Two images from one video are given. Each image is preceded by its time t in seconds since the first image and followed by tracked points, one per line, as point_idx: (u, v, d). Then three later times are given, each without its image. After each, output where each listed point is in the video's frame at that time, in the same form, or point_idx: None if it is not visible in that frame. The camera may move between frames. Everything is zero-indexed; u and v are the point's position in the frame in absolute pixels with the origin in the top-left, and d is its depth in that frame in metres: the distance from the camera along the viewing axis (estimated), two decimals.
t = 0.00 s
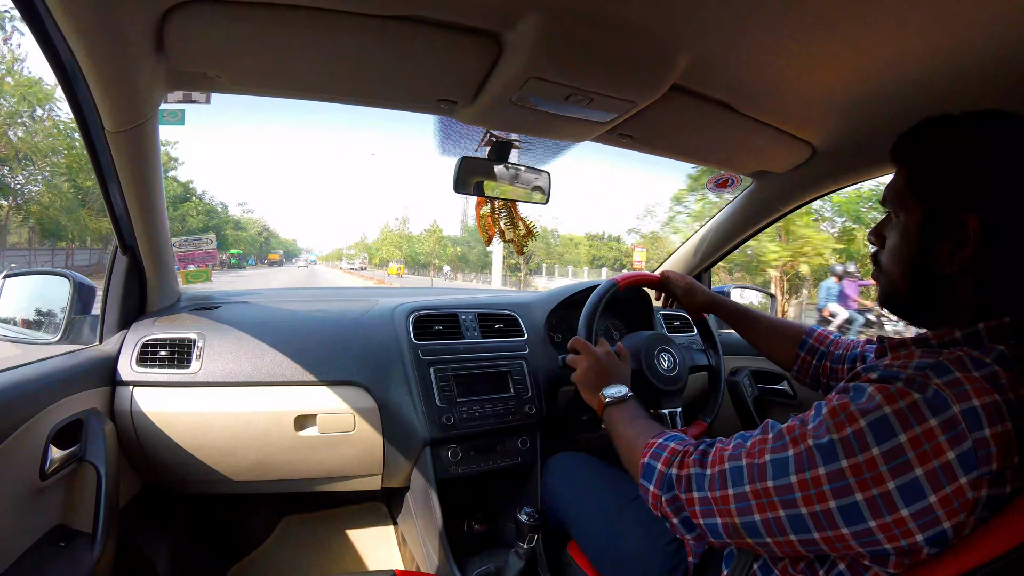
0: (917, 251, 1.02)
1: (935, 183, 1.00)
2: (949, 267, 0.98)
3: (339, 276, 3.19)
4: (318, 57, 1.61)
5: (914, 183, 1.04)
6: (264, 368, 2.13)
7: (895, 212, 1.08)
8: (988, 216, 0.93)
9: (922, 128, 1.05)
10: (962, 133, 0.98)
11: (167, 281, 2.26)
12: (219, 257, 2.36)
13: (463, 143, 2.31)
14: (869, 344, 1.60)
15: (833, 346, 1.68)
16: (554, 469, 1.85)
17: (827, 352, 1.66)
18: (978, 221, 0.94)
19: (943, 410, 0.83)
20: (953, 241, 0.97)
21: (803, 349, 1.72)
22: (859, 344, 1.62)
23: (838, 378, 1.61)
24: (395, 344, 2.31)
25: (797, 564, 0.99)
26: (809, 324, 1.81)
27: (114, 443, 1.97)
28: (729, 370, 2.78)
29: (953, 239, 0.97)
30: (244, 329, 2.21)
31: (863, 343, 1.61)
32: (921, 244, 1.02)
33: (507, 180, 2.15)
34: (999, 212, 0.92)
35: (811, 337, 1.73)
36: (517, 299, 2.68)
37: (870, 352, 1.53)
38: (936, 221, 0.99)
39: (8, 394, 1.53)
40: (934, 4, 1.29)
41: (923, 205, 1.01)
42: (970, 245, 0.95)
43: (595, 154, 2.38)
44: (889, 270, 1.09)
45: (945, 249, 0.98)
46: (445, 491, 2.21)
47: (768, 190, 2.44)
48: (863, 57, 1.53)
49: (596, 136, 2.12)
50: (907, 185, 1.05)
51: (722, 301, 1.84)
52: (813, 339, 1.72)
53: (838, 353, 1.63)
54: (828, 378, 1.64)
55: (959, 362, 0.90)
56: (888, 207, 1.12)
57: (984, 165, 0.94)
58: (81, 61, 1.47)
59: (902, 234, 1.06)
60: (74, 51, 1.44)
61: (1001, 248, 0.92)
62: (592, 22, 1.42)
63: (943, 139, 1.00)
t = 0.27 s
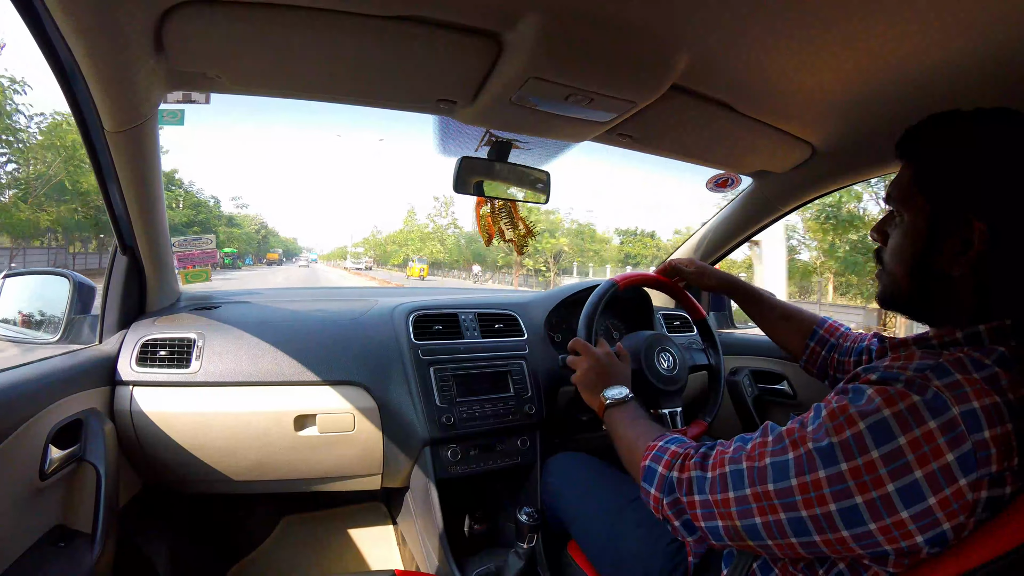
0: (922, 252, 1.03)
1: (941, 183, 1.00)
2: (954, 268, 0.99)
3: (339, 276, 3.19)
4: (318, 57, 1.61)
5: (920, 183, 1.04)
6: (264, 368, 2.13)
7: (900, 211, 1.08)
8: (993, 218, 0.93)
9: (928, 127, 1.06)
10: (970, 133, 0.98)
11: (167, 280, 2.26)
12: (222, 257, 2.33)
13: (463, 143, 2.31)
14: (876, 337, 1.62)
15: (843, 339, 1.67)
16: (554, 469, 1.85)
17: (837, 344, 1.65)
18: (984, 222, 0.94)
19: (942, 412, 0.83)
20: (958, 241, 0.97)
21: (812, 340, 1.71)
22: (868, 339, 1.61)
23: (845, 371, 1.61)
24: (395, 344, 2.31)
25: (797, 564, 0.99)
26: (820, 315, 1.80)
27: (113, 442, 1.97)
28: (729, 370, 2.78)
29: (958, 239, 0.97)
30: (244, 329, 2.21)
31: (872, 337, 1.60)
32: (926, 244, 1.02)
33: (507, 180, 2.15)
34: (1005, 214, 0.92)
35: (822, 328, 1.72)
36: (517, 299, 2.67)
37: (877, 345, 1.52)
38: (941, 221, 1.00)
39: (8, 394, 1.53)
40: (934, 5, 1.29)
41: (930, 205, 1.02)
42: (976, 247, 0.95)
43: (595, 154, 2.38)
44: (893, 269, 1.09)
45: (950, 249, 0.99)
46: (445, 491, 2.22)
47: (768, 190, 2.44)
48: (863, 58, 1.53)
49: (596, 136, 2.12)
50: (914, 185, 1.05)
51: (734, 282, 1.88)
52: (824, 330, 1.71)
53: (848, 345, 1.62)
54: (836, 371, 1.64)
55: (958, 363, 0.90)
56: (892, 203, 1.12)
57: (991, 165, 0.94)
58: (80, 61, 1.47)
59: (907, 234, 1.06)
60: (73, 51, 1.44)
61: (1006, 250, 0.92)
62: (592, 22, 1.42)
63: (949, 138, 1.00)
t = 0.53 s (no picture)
0: (916, 252, 1.02)
1: (930, 184, 1.00)
2: (949, 267, 0.98)
3: (339, 277, 3.19)
4: (317, 57, 1.60)
5: (909, 184, 1.04)
6: (263, 368, 2.13)
7: (892, 214, 1.08)
8: (986, 216, 0.93)
9: (913, 131, 1.06)
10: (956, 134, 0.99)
11: (167, 280, 2.26)
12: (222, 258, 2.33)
13: (463, 143, 2.31)
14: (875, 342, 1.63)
15: (842, 346, 1.68)
16: (554, 469, 1.85)
17: (836, 350, 1.66)
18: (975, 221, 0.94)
19: (943, 410, 0.83)
20: (950, 241, 0.97)
21: (812, 346, 1.71)
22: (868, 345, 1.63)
23: (843, 376, 1.61)
24: (395, 344, 2.31)
25: (797, 564, 0.99)
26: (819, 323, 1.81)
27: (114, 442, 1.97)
28: (729, 370, 2.78)
29: (951, 238, 0.97)
30: (244, 329, 2.21)
31: (870, 343, 1.61)
32: (918, 244, 1.02)
33: (507, 180, 2.15)
34: (998, 212, 0.93)
35: (821, 335, 1.73)
36: (517, 299, 2.67)
37: (875, 349, 1.52)
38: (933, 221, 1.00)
39: (8, 394, 1.53)
40: (933, 4, 1.29)
41: (922, 205, 1.01)
42: (969, 245, 0.95)
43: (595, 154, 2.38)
44: (886, 272, 1.09)
45: (945, 248, 0.98)
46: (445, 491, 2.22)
47: (768, 190, 2.44)
48: (863, 57, 1.53)
49: (596, 136, 2.12)
50: (902, 187, 1.06)
51: (745, 281, 1.86)
52: (823, 337, 1.72)
53: (848, 350, 1.63)
54: (833, 375, 1.64)
55: (958, 361, 0.90)
56: (882, 209, 1.12)
57: (981, 165, 0.95)
58: (80, 61, 1.47)
59: (899, 235, 1.05)
60: (73, 51, 1.44)
61: (1001, 248, 0.93)
62: (592, 22, 1.42)
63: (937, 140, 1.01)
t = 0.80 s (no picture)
0: (911, 252, 1.03)
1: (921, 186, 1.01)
2: (944, 266, 0.98)
3: (339, 276, 3.19)
4: (317, 57, 1.60)
5: (899, 188, 1.05)
6: (263, 368, 2.13)
7: (884, 217, 1.09)
8: (979, 214, 0.94)
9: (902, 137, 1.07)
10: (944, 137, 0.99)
11: (167, 281, 2.26)
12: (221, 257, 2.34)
13: (463, 143, 2.31)
14: (864, 354, 1.61)
15: (830, 358, 1.69)
16: (554, 469, 1.85)
17: (823, 365, 1.67)
18: (967, 220, 0.94)
19: (942, 409, 0.83)
20: (945, 241, 0.98)
21: (800, 362, 1.72)
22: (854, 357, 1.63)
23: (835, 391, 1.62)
24: (395, 344, 2.31)
25: (796, 564, 0.99)
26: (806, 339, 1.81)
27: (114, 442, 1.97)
28: (729, 370, 2.79)
29: (945, 237, 0.97)
30: (244, 329, 2.21)
31: (858, 354, 1.61)
32: (914, 245, 1.02)
33: (507, 180, 2.15)
34: (991, 210, 0.93)
35: (807, 351, 1.73)
36: (517, 299, 2.67)
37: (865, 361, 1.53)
38: (926, 222, 1.00)
39: (8, 395, 1.53)
40: (934, 5, 1.29)
41: (915, 206, 1.02)
42: (962, 243, 0.95)
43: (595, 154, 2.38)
44: (883, 274, 1.09)
45: (938, 247, 0.98)
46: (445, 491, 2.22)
47: (768, 190, 2.44)
48: (863, 57, 1.53)
49: (596, 136, 2.12)
50: (893, 191, 1.06)
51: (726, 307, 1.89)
52: (809, 353, 1.72)
53: (835, 365, 1.64)
54: (826, 391, 1.65)
55: (958, 361, 0.90)
56: (875, 215, 1.12)
57: (965, 165, 0.96)
58: (80, 61, 1.47)
59: (893, 236, 1.06)
60: (73, 51, 1.44)
61: (995, 246, 0.93)
62: (592, 22, 1.42)
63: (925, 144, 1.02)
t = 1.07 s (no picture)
0: (917, 250, 1.03)
1: (931, 184, 1.00)
2: (949, 264, 0.98)
3: (339, 276, 3.19)
4: (317, 57, 1.60)
5: (910, 184, 1.04)
6: (264, 368, 2.13)
7: (893, 213, 1.09)
8: (986, 212, 0.93)
9: (917, 131, 1.06)
10: (960, 134, 0.98)
11: (167, 280, 2.26)
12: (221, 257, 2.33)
13: (463, 143, 2.31)
14: (865, 356, 1.60)
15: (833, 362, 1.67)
16: (554, 469, 1.85)
17: (825, 368, 1.65)
18: (975, 219, 0.94)
19: (942, 407, 0.83)
20: (952, 239, 0.98)
21: (801, 366, 1.72)
22: (857, 361, 1.61)
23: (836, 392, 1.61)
24: (395, 344, 2.31)
25: (796, 562, 0.99)
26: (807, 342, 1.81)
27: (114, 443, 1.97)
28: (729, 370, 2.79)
29: (952, 235, 0.98)
30: (244, 329, 2.21)
31: (860, 359, 1.60)
32: (920, 243, 1.02)
33: (507, 180, 2.15)
34: (998, 208, 0.93)
35: (809, 354, 1.72)
36: (517, 298, 2.67)
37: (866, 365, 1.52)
38: (935, 220, 1.00)
39: (8, 395, 1.53)
40: (934, 4, 1.29)
41: (922, 204, 1.02)
42: (968, 242, 0.95)
43: (595, 154, 2.38)
44: (889, 270, 1.09)
45: (944, 246, 0.99)
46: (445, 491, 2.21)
47: (768, 190, 2.44)
48: (862, 57, 1.53)
49: (595, 136, 2.12)
50: (904, 187, 1.06)
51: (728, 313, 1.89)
52: (812, 355, 1.71)
53: (837, 369, 1.62)
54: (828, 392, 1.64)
55: (959, 361, 0.90)
56: (886, 211, 1.12)
57: (973, 163, 0.96)
58: (80, 61, 1.47)
59: (900, 233, 1.06)
60: (73, 52, 1.44)
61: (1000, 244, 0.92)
62: (591, 22, 1.42)
63: (940, 140, 1.01)
